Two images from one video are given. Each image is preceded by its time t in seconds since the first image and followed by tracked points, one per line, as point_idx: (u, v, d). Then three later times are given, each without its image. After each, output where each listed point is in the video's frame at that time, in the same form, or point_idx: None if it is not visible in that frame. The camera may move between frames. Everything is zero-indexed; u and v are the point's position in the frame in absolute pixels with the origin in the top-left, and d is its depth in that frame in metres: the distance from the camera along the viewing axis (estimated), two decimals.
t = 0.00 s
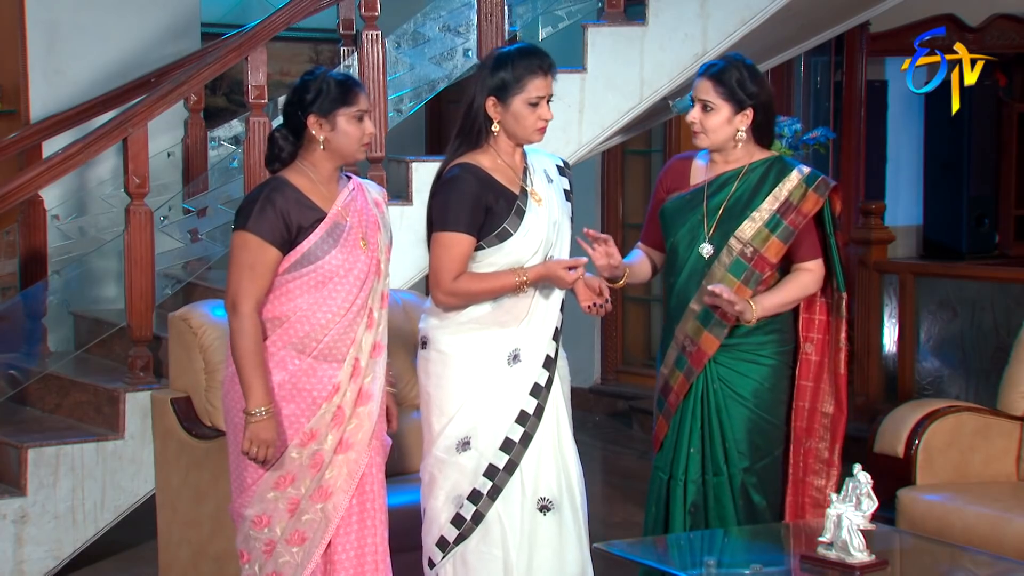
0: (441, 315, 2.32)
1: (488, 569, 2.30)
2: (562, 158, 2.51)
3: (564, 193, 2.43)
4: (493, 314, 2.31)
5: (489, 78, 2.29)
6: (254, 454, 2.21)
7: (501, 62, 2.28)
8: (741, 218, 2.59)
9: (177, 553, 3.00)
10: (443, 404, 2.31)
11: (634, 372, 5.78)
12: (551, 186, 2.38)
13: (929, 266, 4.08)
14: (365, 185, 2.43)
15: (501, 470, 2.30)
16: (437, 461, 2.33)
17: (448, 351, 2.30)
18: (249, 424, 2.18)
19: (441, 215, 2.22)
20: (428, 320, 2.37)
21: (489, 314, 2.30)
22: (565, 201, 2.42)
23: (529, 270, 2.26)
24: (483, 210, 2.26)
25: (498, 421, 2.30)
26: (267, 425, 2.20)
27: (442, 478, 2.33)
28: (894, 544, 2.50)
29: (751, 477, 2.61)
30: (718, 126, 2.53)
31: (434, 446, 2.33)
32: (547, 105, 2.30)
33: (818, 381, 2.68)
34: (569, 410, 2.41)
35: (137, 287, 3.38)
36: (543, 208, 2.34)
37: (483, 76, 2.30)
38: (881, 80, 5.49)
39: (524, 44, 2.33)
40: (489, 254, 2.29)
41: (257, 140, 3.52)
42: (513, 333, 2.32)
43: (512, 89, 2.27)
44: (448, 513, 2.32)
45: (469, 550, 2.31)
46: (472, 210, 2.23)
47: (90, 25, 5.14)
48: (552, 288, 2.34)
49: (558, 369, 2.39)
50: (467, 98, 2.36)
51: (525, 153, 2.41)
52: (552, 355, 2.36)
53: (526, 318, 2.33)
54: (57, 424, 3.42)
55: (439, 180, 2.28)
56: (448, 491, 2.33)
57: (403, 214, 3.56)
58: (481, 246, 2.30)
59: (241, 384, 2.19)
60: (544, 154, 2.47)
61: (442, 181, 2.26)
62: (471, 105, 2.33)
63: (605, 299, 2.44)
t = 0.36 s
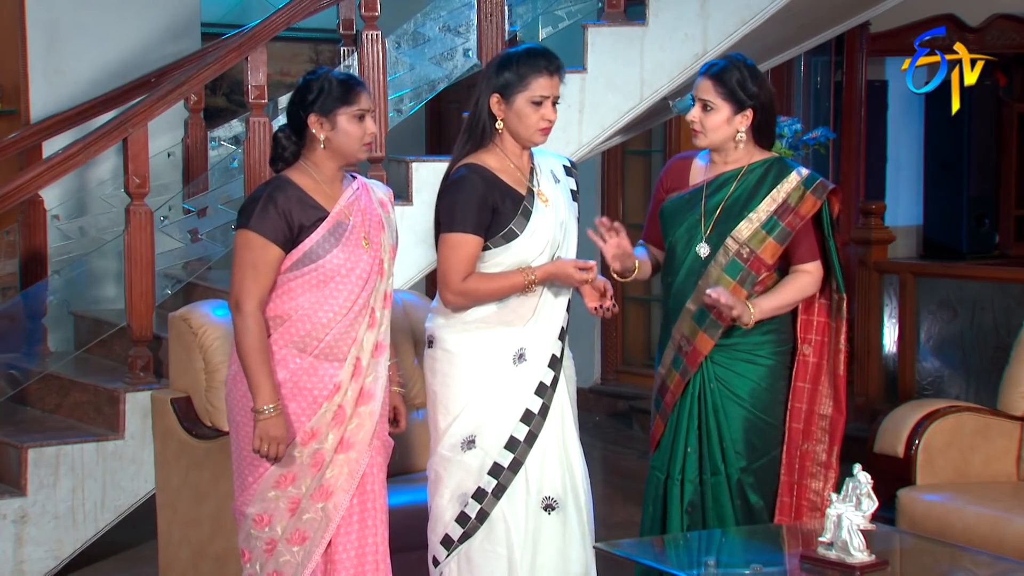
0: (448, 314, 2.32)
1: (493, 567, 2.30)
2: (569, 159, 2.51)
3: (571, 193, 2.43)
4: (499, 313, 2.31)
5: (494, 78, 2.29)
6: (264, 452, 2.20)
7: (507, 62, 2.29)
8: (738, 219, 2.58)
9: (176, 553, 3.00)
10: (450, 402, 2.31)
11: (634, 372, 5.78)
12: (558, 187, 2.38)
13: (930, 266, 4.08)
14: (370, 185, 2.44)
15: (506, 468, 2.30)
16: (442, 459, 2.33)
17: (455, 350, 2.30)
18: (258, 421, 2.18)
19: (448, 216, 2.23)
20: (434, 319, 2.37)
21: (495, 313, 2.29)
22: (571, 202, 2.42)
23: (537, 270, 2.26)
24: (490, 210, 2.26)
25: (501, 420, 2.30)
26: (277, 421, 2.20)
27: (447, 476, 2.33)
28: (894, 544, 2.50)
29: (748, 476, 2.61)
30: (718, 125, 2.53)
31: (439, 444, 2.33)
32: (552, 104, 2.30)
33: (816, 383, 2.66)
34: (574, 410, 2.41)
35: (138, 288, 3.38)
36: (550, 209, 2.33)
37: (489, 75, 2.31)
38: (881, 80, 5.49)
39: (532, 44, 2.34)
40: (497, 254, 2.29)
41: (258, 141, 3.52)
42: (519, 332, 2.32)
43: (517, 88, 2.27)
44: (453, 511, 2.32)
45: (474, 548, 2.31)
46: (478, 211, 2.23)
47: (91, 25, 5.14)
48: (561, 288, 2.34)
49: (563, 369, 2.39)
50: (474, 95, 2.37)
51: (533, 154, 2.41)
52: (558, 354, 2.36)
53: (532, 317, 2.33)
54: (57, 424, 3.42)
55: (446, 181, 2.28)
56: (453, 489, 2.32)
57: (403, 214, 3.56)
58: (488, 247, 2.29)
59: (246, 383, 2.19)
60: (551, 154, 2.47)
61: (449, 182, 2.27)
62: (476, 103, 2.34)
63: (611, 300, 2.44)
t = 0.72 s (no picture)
0: (451, 314, 2.32)
1: (491, 566, 2.30)
2: (576, 160, 2.51)
3: (577, 194, 2.43)
4: (501, 313, 2.31)
5: (498, 80, 2.29)
6: (271, 452, 2.21)
7: (510, 64, 2.29)
8: (740, 220, 2.58)
9: (176, 553, 2.99)
10: (451, 401, 2.31)
11: (634, 372, 5.78)
12: (564, 188, 2.38)
13: (929, 266, 4.09)
14: (375, 185, 2.43)
15: (506, 468, 2.30)
16: (442, 458, 2.33)
17: (459, 349, 2.30)
18: (265, 422, 2.18)
19: (450, 217, 2.23)
20: (438, 319, 2.37)
21: (498, 314, 2.30)
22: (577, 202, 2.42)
23: (540, 270, 2.26)
24: (493, 212, 2.26)
25: (503, 420, 2.30)
26: (284, 421, 2.20)
27: (448, 475, 2.33)
28: (894, 544, 2.50)
29: (751, 477, 2.60)
30: (722, 125, 2.54)
31: (440, 442, 2.33)
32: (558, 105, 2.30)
33: (825, 381, 2.68)
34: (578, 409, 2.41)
35: (138, 288, 3.38)
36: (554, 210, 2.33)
37: (492, 78, 2.31)
38: (881, 80, 5.49)
39: (536, 44, 2.34)
40: (499, 254, 2.30)
41: (258, 141, 3.52)
42: (521, 332, 2.32)
43: (521, 89, 2.27)
44: (454, 509, 2.33)
45: (473, 547, 2.31)
46: (482, 213, 2.23)
47: (91, 25, 5.14)
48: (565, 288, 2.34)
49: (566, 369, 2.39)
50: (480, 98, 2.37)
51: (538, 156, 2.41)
52: (561, 354, 2.35)
53: (535, 318, 2.33)
54: (57, 424, 3.42)
55: (448, 181, 2.28)
56: (454, 488, 2.33)
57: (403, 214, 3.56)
58: (491, 248, 2.30)
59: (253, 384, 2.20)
60: (558, 155, 2.47)
61: (452, 182, 2.27)
62: (483, 105, 2.34)
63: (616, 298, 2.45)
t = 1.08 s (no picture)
0: (451, 313, 2.33)
1: (493, 565, 2.30)
2: (580, 158, 2.51)
3: (580, 192, 2.43)
4: (500, 311, 2.31)
5: (498, 79, 2.30)
6: (272, 452, 2.23)
7: (509, 65, 2.29)
8: (745, 218, 2.58)
9: (176, 553, 2.99)
10: (451, 399, 2.32)
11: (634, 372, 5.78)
12: (566, 185, 2.37)
13: (928, 266, 4.09)
14: (386, 187, 2.44)
15: (506, 466, 2.30)
16: (443, 455, 2.34)
17: (459, 347, 2.31)
18: (266, 421, 2.20)
19: (450, 213, 2.23)
20: (439, 318, 2.37)
21: (496, 311, 2.29)
22: (580, 201, 2.42)
23: (538, 269, 2.26)
24: (492, 209, 2.26)
25: (503, 418, 2.30)
26: (285, 422, 2.22)
27: (449, 473, 2.34)
28: (894, 544, 2.50)
29: (756, 479, 2.60)
30: (739, 125, 2.53)
31: (440, 440, 2.34)
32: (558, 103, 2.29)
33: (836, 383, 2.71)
34: (579, 410, 2.40)
35: (137, 288, 3.38)
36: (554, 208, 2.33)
37: (492, 77, 2.31)
38: (881, 80, 5.49)
39: (539, 44, 2.33)
40: (497, 251, 2.29)
41: (258, 141, 3.52)
42: (518, 330, 2.32)
43: (520, 88, 2.27)
44: (455, 508, 2.33)
45: (474, 545, 2.32)
46: (481, 208, 2.23)
47: (91, 25, 5.14)
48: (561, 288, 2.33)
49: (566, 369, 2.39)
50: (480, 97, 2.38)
51: (541, 154, 2.40)
52: (560, 352, 2.35)
53: (533, 315, 2.33)
54: (57, 424, 3.42)
55: (449, 179, 2.27)
56: (455, 486, 2.33)
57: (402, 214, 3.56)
58: (490, 246, 2.30)
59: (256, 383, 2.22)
60: (562, 153, 2.47)
61: (452, 180, 2.26)
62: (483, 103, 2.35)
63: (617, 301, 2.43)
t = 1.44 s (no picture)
0: (444, 313, 2.34)
1: (487, 565, 2.30)
2: (581, 158, 2.51)
3: (577, 192, 2.43)
4: (491, 311, 2.31)
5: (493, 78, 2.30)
6: (264, 448, 2.24)
7: (504, 64, 2.30)
8: (761, 217, 2.58)
9: (176, 553, 2.99)
10: (445, 399, 2.33)
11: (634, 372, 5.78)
12: (562, 185, 2.37)
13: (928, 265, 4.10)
14: (389, 189, 2.44)
15: (499, 466, 2.30)
16: (437, 455, 2.35)
17: (452, 346, 2.32)
18: (258, 417, 2.22)
19: (443, 212, 2.25)
20: (436, 319, 2.38)
21: (488, 311, 2.30)
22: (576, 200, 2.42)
23: (529, 269, 2.26)
24: (484, 208, 2.27)
25: (495, 419, 2.30)
26: (278, 418, 2.24)
27: (443, 472, 2.34)
28: (894, 544, 2.50)
29: (768, 482, 2.60)
30: (762, 126, 2.54)
31: (433, 440, 2.35)
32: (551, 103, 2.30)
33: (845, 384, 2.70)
34: (574, 412, 2.40)
35: (137, 288, 3.38)
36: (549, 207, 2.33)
37: (487, 76, 2.32)
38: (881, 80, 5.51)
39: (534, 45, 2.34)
40: (490, 251, 2.30)
41: (258, 141, 3.52)
42: (510, 331, 2.32)
43: (514, 88, 2.28)
44: (450, 507, 2.34)
45: (469, 545, 2.32)
46: (474, 207, 2.25)
47: (91, 25, 5.14)
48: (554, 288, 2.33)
49: (562, 369, 2.38)
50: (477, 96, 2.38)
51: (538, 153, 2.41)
52: (554, 352, 2.35)
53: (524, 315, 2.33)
54: (57, 424, 3.42)
55: (444, 178, 2.29)
56: (449, 486, 2.34)
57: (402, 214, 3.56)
58: (482, 245, 2.30)
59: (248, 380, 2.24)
60: (562, 152, 2.48)
61: (446, 180, 2.29)
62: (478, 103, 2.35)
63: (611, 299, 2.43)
